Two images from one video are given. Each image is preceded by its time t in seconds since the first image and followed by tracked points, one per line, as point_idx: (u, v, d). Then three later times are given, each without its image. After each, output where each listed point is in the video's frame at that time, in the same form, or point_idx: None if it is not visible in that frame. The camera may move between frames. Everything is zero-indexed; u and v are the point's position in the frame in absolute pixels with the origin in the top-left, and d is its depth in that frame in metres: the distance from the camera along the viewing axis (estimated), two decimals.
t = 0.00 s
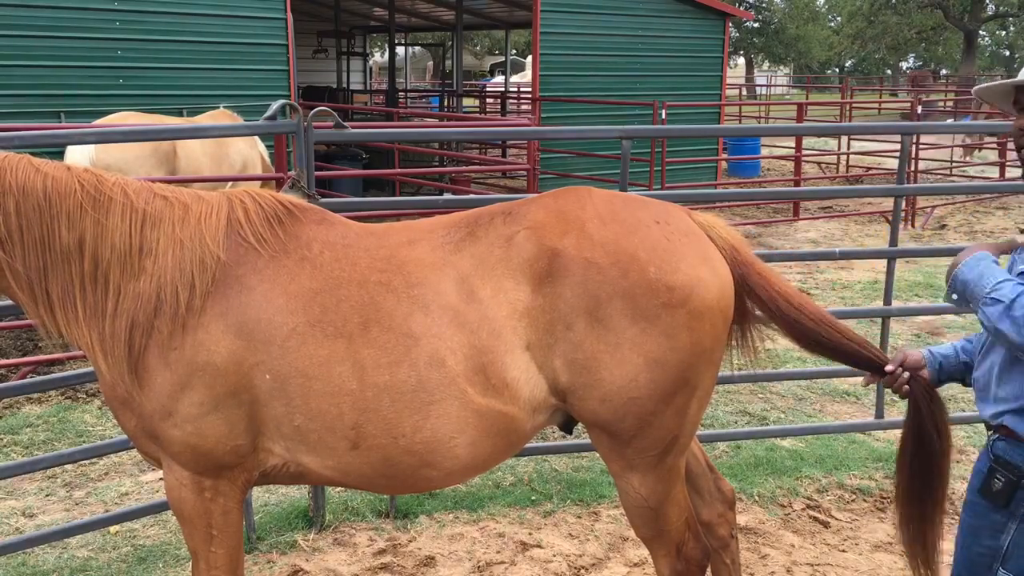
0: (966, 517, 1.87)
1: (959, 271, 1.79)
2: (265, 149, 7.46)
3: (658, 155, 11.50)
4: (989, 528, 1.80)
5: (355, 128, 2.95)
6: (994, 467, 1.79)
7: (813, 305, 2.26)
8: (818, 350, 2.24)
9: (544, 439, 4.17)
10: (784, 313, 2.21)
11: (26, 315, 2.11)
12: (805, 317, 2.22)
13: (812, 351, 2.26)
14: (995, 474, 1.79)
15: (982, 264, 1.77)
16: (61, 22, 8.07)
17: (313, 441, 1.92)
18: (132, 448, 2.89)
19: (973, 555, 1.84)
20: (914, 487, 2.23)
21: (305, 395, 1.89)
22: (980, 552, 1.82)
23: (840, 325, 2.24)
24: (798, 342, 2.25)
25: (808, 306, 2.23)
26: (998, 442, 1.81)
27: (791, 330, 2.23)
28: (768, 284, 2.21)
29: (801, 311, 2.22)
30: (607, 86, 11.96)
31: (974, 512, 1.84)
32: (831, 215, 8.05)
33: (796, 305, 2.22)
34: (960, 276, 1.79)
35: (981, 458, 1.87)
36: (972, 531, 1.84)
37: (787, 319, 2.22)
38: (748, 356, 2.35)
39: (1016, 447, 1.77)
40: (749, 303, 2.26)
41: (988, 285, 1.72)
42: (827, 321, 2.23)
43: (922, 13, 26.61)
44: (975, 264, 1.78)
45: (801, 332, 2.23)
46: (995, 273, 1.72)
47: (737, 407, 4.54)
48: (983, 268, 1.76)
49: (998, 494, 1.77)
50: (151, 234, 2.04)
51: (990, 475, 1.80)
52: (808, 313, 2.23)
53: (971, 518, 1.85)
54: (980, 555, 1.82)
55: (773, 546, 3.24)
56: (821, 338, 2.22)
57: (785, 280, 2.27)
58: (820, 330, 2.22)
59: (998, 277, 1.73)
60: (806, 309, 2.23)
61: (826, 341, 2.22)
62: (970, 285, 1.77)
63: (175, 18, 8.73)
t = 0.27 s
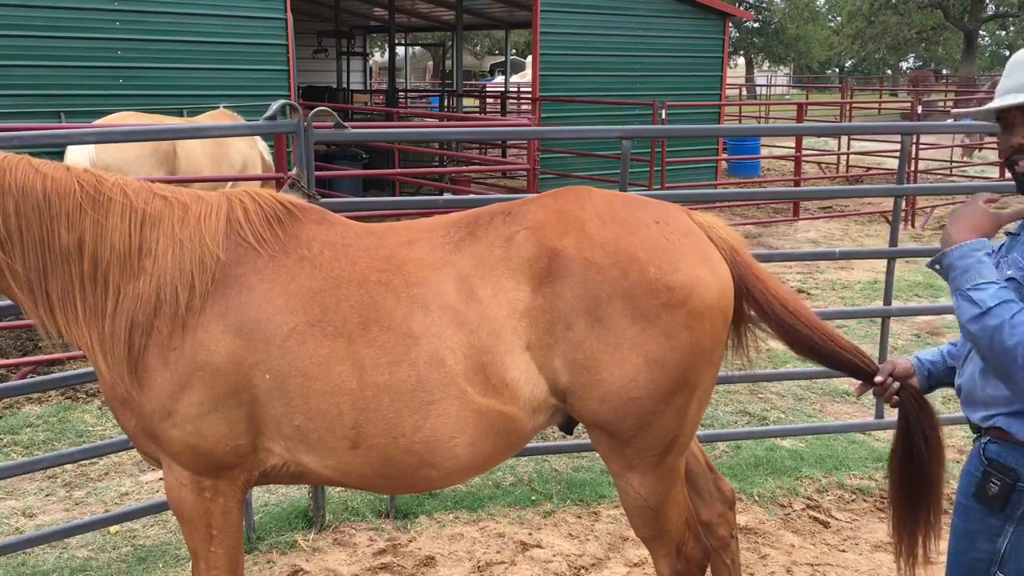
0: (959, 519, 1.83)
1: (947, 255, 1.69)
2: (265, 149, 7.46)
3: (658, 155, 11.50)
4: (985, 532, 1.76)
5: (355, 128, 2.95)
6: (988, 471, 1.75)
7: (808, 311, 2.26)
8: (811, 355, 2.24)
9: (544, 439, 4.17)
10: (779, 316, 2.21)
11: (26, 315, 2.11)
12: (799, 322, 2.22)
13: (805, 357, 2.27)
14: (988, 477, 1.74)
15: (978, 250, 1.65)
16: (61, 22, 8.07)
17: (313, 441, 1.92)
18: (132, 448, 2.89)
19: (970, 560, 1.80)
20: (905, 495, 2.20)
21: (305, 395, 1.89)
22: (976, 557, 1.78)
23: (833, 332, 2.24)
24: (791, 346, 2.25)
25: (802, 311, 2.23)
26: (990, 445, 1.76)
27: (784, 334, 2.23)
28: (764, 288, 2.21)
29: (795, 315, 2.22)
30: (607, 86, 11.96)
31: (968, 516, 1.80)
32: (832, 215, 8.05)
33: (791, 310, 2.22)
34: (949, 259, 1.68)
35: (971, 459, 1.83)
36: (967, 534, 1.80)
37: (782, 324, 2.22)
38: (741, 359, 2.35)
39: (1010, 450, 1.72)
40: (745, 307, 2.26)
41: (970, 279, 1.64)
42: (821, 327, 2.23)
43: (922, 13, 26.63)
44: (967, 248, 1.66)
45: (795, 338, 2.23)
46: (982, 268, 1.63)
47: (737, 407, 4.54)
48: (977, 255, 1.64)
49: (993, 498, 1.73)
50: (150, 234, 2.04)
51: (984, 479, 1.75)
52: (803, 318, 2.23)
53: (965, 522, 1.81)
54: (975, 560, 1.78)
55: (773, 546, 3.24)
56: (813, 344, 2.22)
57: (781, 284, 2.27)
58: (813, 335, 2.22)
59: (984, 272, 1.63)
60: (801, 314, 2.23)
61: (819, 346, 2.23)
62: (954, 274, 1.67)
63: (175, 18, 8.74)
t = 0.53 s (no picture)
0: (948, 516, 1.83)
1: (841, 391, 1.71)
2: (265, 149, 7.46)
3: (658, 155, 11.50)
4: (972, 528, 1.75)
5: (355, 128, 2.95)
6: (972, 468, 1.75)
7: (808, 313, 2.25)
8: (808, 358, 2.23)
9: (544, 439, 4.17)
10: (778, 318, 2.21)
11: (26, 316, 2.11)
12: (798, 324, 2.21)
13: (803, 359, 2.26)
14: (972, 474, 1.74)
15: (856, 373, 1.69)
16: (61, 22, 8.07)
17: (313, 441, 1.92)
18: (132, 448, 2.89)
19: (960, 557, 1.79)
20: (905, 496, 2.18)
21: (305, 395, 1.89)
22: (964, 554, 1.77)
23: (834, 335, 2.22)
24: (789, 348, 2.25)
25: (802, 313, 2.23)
26: (977, 442, 1.76)
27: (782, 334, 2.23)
28: (764, 288, 2.21)
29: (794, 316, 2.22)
30: (607, 86, 11.96)
31: (956, 511, 1.81)
32: (832, 215, 8.05)
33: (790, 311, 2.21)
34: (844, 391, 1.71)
35: (962, 456, 1.83)
36: (955, 530, 1.81)
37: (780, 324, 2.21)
38: (740, 358, 2.35)
39: (994, 448, 1.71)
40: (745, 306, 2.26)
41: (875, 395, 1.65)
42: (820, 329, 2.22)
43: (922, 13, 26.64)
44: (849, 375, 1.70)
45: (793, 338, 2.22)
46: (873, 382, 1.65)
47: (737, 407, 4.54)
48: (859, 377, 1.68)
49: (977, 495, 1.73)
50: (150, 234, 2.04)
51: (969, 475, 1.75)
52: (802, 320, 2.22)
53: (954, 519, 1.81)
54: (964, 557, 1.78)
55: (773, 546, 3.24)
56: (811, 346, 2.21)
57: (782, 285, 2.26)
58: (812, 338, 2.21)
59: (876, 382, 1.65)
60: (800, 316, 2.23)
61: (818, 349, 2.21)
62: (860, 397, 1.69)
63: (175, 18, 8.74)
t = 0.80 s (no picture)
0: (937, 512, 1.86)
1: (860, 497, 1.68)
2: (265, 149, 7.46)
3: (658, 155, 11.50)
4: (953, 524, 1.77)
5: (355, 128, 2.95)
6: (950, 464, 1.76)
7: (805, 314, 2.26)
8: (806, 358, 2.25)
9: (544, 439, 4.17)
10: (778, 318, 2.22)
11: (25, 316, 2.10)
12: (796, 325, 2.23)
13: (800, 359, 2.27)
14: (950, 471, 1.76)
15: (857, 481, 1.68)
16: (60, 22, 8.07)
17: (314, 441, 1.92)
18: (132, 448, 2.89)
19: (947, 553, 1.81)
20: (904, 501, 2.16)
21: (305, 395, 1.89)
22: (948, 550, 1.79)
23: (830, 336, 2.24)
24: (787, 349, 2.26)
25: (800, 314, 2.24)
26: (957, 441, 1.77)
27: (781, 335, 2.24)
28: (763, 289, 2.21)
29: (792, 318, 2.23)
30: (607, 86, 11.96)
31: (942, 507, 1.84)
32: (832, 215, 8.05)
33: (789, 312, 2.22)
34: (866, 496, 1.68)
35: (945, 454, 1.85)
36: (943, 524, 1.84)
37: (778, 325, 2.22)
38: (740, 359, 2.35)
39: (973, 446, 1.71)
40: (744, 308, 2.26)
41: (888, 480, 1.62)
42: (818, 331, 2.23)
43: (922, 13, 26.66)
44: (858, 481, 1.69)
45: (790, 339, 2.24)
46: (875, 474, 1.64)
47: (737, 407, 4.54)
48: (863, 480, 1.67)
49: (955, 490, 1.74)
50: (150, 235, 2.04)
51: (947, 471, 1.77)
52: (800, 321, 2.23)
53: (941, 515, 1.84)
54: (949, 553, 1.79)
55: (773, 546, 3.24)
56: (808, 347, 2.23)
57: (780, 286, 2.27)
58: (810, 339, 2.22)
59: (878, 472, 1.64)
60: (799, 317, 2.24)
61: (815, 350, 2.22)
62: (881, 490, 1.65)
63: (175, 18, 8.74)
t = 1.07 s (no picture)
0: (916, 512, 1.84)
1: (858, 488, 1.67)
2: (265, 149, 7.46)
3: (658, 155, 11.51)
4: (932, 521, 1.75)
5: (355, 128, 2.95)
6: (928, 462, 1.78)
7: (803, 318, 2.25)
8: (802, 362, 2.24)
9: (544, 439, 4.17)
10: (775, 321, 2.21)
11: (24, 316, 2.10)
12: (793, 328, 2.22)
13: (797, 363, 2.26)
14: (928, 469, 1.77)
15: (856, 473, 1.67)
16: (60, 22, 8.07)
17: (313, 441, 1.92)
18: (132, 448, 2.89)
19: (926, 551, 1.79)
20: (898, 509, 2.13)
21: (304, 395, 1.89)
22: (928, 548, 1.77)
23: (829, 341, 2.23)
24: (784, 351, 2.25)
25: (798, 317, 2.23)
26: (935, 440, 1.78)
27: (777, 337, 2.24)
28: (761, 291, 2.21)
29: (789, 320, 2.22)
30: (607, 86, 11.96)
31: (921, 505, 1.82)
32: (832, 215, 8.05)
33: (786, 315, 2.22)
34: (865, 491, 1.66)
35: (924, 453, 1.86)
36: (922, 523, 1.81)
37: (775, 327, 2.22)
38: (738, 359, 2.36)
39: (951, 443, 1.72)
40: (742, 309, 2.27)
41: (885, 474, 1.61)
42: (816, 335, 2.22)
43: (922, 13, 26.66)
44: (857, 473, 1.67)
45: (787, 341, 2.23)
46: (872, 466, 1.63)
47: (737, 407, 4.54)
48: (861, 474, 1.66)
49: (934, 488, 1.74)
50: (150, 235, 2.04)
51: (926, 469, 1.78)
52: (797, 324, 2.23)
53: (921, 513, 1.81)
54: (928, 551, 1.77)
55: (773, 546, 3.24)
56: (805, 351, 2.22)
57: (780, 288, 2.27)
58: (807, 343, 2.21)
59: (877, 465, 1.62)
60: (797, 320, 2.23)
61: (811, 354, 2.21)
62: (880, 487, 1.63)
63: (175, 18, 8.74)
